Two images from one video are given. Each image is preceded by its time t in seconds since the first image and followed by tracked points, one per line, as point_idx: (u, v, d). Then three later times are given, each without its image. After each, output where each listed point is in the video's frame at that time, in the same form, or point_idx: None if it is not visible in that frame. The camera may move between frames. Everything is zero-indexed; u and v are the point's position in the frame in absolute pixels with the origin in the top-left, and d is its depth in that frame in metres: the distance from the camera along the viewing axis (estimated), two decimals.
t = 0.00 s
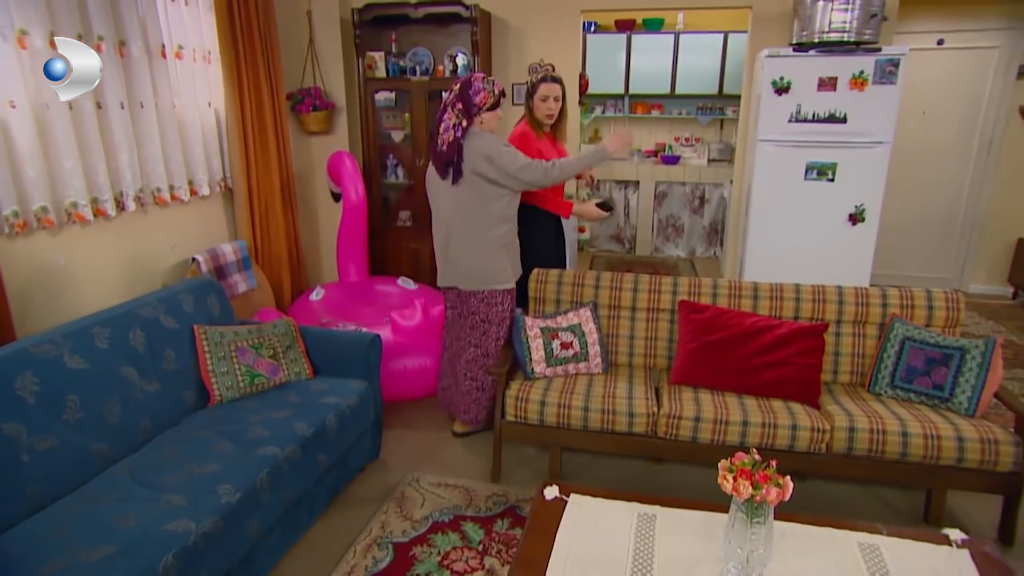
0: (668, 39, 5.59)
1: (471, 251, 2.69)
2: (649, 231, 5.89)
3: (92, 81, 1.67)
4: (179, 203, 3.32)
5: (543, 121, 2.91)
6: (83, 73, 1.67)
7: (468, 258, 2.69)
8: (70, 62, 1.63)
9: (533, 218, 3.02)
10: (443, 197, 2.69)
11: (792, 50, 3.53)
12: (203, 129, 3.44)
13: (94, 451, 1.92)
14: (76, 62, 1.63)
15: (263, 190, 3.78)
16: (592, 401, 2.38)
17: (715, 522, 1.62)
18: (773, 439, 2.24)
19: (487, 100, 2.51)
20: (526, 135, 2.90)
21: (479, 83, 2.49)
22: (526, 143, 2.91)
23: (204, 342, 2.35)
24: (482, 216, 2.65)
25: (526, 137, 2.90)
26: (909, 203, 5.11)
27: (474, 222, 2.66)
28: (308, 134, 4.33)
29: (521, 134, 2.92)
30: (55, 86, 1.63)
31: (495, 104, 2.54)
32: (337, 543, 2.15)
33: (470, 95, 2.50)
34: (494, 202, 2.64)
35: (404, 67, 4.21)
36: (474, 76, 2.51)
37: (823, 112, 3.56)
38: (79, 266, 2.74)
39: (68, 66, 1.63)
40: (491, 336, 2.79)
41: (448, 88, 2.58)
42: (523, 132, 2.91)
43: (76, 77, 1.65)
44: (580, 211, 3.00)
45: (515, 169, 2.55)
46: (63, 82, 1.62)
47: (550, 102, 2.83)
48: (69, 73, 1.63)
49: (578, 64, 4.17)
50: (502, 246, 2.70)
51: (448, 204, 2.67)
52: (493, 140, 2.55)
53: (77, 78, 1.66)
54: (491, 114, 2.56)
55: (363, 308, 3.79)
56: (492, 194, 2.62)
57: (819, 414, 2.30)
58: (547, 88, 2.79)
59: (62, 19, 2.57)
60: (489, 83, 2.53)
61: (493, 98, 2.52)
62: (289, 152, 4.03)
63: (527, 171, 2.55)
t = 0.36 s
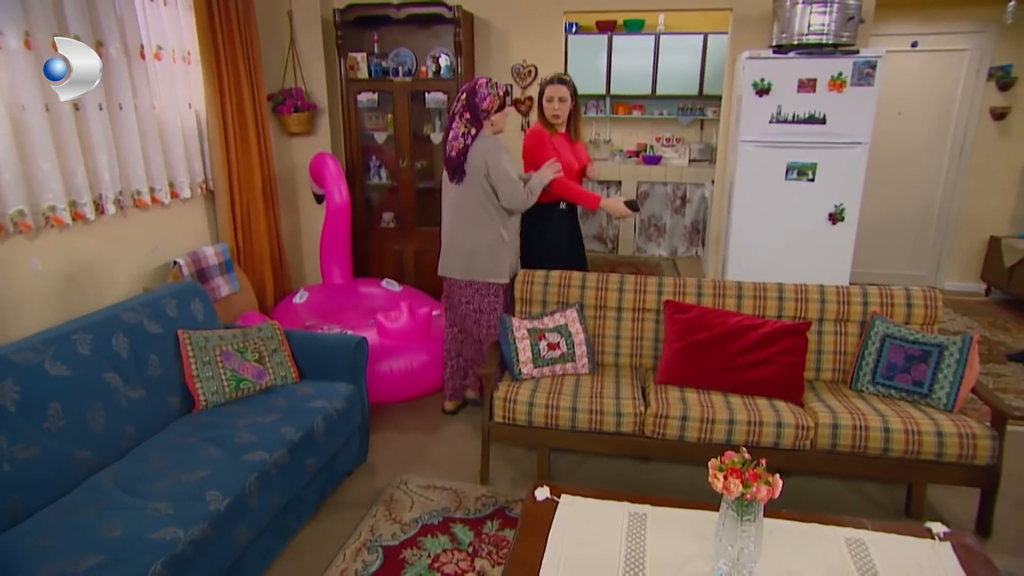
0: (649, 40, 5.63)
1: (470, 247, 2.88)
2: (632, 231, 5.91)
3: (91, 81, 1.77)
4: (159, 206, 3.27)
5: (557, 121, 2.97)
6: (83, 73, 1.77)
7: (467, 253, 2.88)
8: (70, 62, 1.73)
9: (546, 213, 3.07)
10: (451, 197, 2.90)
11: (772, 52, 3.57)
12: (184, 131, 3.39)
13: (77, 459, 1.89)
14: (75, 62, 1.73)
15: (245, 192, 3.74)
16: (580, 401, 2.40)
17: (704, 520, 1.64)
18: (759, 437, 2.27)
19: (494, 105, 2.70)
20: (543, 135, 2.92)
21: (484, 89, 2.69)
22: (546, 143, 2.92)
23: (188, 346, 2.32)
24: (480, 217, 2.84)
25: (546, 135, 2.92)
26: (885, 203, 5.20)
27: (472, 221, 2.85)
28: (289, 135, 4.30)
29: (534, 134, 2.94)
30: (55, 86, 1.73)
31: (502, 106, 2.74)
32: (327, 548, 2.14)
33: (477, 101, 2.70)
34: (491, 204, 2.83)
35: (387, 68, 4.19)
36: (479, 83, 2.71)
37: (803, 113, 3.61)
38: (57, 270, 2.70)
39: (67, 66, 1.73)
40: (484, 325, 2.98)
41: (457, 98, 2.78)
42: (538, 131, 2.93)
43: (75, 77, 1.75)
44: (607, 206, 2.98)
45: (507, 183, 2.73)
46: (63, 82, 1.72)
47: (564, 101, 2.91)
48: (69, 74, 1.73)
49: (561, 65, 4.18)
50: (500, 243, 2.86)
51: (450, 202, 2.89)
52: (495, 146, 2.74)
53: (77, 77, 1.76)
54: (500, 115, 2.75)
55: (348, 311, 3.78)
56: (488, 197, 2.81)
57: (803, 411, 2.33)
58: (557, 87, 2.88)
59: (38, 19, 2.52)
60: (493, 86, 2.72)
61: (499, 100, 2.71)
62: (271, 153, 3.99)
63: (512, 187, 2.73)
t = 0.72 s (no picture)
0: (630, 41, 5.66)
1: (495, 243, 3.08)
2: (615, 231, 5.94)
3: (91, 81, 1.80)
4: (139, 208, 3.23)
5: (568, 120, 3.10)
6: (83, 73, 1.79)
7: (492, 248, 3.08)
8: (70, 62, 1.75)
9: (552, 215, 3.14)
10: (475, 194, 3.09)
11: (753, 53, 3.62)
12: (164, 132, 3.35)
13: (60, 466, 1.86)
14: (76, 62, 1.75)
15: (226, 194, 3.71)
16: (569, 401, 2.41)
17: (694, 518, 1.65)
18: (745, 434, 2.29)
19: (518, 105, 2.88)
20: (551, 133, 3.08)
21: (508, 93, 2.87)
22: (553, 142, 3.08)
23: (173, 350, 2.29)
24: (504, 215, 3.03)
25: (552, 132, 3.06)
26: (863, 202, 5.29)
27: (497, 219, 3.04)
28: (271, 136, 4.27)
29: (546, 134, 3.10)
30: (56, 86, 1.76)
31: (526, 106, 2.91)
32: (316, 551, 2.13)
33: (502, 104, 2.87)
34: (515, 204, 3.01)
35: (370, 68, 4.17)
36: (502, 87, 2.89)
37: (784, 113, 3.66)
38: (36, 274, 2.65)
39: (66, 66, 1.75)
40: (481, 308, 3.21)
41: (482, 102, 2.95)
42: (547, 130, 3.09)
43: (76, 77, 1.77)
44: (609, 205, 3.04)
45: (530, 186, 2.91)
46: (64, 82, 1.75)
47: (567, 100, 3.05)
48: (70, 74, 1.75)
49: (544, 65, 4.19)
50: (521, 239, 3.06)
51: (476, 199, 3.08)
52: (521, 149, 2.91)
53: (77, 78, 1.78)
54: (523, 115, 2.94)
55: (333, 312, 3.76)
56: (512, 198, 2.99)
57: (788, 408, 2.36)
58: (560, 87, 3.03)
59: (14, 17, 2.46)
60: (516, 88, 2.89)
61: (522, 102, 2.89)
62: (252, 154, 3.96)
63: (535, 191, 2.91)
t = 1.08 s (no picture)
0: (611, 41, 5.69)
1: (489, 235, 3.16)
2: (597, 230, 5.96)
3: (92, 81, 1.69)
4: (118, 210, 3.18)
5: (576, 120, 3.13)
6: (83, 72, 1.69)
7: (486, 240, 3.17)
8: (70, 62, 1.65)
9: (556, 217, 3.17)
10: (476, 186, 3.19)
11: (734, 54, 3.66)
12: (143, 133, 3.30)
13: (42, 474, 1.83)
14: (76, 62, 1.65)
15: (207, 195, 3.67)
16: (556, 401, 2.42)
17: (683, 514, 1.67)
18: (730, 431, 2.32)
19: (517, 105, 2.94)
20: (559, 132, 3.10)
21: (507, 92, 2.93)
22: (560, 141, 3.10)
23: (156, 355, 2.26)
24: (498, 210, 3.11)
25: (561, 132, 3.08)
26: (841, 201, 5.37)
27: (491, 212, 3.13)
28: (252, 137, 4.23)
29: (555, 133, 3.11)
30: (55, 86, 1.66)
31: (525, 106, 2.97)
32: (305, 555, 2.12)
33: (501, 103, 2.94)
34: (507, 199, 3.08)
35: (351, 69, 4.15)
36: (502, 86, 2.95)
37: (764, 114, 3.71)
38: (12, 278, 2.60)
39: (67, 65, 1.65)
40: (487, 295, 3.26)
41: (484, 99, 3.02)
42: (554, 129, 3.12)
43: (76, 78, 1.67)
44: (613, 201, 3.12)
45: (520, 184, 2.97)
46: (63, 82, 1.65)
47: (577, 101, 3.06)
48: (69, 74, 1.65)
49: (526, 66, 4.20)
50: (512, 234, 3.11)
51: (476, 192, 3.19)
52: (515, 147, 2.97)
53: (78, 77, 1.67)
54: (522, 114, 2.99)
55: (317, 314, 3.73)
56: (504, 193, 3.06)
57: (772, 405, 2.40)
58: (569, 87, 3.04)
59: None
60: (516, 88, 2.94)
61: (521, 101, 2.94)
62: (233, 155, 3.92)
63: (524, 188, 2.97)
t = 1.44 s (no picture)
0: (592, 42, 5.70)
1: (476, 229, 3.26)
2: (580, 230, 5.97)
3: (91, 81, 1.77)
4: (97, 213, 3.13)
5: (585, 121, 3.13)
6: (82, 73, 1.75)
7: (473, 233, 3.26)
8: (70, 62, 1.72)
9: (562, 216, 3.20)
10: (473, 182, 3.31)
11: (715, 56, 3.70)
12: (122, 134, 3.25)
13: (24, 483, 1.79)
14: (76, 62, 1.72)
15: (188, 198, 3.63)
16: (543, 401, 2.43)
17: (671, 512, 1.69)
18: (716, 428, 2.35)
19: (511, 105, 3.00)
20: (568, 132, 3.14)
21: (500, 92, 3.01)
22: (566, 140, 3.15)
23: (139, 359, 2.24)
24: (486, 204, 3.20)
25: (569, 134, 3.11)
26: (819, 199, 5.45)
27: (480, 206, 3.22)
28: (232, 138, 4.18)
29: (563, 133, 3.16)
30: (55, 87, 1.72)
31: (518, 106, 3.01)
32: (293, 559, 2.10)
33: (494, 103, 3.03)
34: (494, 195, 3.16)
35: (333, 69, 4.12)
36: (498, 86, 3.03)
37: (745, 114, 3.75)
38: None
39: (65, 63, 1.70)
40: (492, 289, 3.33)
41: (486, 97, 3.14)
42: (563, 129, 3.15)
43: (75, 77, 1.73)
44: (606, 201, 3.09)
45: (505, 180, 3.04)
46: (64, 82, 1.71)
47: (582, 101, 3.06)
48: (70, 74, 1.72)
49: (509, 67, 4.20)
50: (497, 229, 3.19)
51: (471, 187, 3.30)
52: (504, 145, 3.05)
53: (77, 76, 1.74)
54: (518, 112, 3.04)
55: (300, 317, 3.71)
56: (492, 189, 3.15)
57: (756, 403, 2.43)
58: (574, 87, 3.06)
59: None
60: (510, 88, 3.00)
61: (514, 101, 2.99)
62: (214, 156, 3.88)
63: (507, 184, 3.04)
